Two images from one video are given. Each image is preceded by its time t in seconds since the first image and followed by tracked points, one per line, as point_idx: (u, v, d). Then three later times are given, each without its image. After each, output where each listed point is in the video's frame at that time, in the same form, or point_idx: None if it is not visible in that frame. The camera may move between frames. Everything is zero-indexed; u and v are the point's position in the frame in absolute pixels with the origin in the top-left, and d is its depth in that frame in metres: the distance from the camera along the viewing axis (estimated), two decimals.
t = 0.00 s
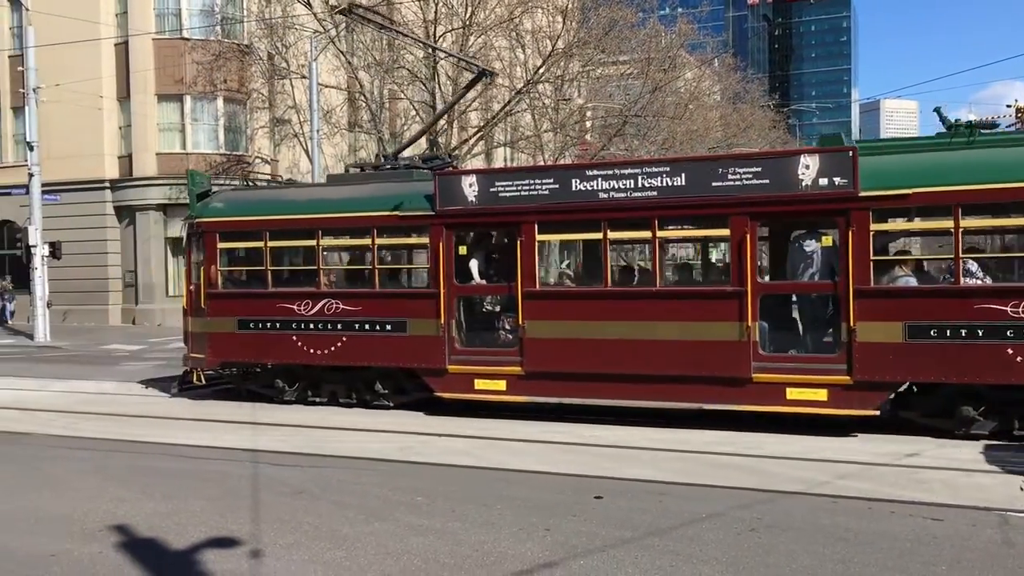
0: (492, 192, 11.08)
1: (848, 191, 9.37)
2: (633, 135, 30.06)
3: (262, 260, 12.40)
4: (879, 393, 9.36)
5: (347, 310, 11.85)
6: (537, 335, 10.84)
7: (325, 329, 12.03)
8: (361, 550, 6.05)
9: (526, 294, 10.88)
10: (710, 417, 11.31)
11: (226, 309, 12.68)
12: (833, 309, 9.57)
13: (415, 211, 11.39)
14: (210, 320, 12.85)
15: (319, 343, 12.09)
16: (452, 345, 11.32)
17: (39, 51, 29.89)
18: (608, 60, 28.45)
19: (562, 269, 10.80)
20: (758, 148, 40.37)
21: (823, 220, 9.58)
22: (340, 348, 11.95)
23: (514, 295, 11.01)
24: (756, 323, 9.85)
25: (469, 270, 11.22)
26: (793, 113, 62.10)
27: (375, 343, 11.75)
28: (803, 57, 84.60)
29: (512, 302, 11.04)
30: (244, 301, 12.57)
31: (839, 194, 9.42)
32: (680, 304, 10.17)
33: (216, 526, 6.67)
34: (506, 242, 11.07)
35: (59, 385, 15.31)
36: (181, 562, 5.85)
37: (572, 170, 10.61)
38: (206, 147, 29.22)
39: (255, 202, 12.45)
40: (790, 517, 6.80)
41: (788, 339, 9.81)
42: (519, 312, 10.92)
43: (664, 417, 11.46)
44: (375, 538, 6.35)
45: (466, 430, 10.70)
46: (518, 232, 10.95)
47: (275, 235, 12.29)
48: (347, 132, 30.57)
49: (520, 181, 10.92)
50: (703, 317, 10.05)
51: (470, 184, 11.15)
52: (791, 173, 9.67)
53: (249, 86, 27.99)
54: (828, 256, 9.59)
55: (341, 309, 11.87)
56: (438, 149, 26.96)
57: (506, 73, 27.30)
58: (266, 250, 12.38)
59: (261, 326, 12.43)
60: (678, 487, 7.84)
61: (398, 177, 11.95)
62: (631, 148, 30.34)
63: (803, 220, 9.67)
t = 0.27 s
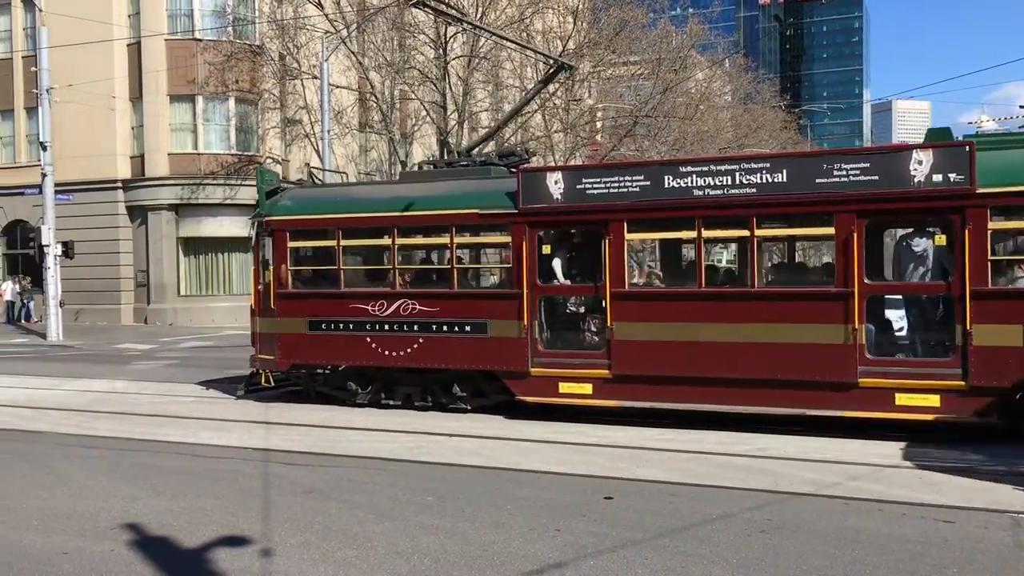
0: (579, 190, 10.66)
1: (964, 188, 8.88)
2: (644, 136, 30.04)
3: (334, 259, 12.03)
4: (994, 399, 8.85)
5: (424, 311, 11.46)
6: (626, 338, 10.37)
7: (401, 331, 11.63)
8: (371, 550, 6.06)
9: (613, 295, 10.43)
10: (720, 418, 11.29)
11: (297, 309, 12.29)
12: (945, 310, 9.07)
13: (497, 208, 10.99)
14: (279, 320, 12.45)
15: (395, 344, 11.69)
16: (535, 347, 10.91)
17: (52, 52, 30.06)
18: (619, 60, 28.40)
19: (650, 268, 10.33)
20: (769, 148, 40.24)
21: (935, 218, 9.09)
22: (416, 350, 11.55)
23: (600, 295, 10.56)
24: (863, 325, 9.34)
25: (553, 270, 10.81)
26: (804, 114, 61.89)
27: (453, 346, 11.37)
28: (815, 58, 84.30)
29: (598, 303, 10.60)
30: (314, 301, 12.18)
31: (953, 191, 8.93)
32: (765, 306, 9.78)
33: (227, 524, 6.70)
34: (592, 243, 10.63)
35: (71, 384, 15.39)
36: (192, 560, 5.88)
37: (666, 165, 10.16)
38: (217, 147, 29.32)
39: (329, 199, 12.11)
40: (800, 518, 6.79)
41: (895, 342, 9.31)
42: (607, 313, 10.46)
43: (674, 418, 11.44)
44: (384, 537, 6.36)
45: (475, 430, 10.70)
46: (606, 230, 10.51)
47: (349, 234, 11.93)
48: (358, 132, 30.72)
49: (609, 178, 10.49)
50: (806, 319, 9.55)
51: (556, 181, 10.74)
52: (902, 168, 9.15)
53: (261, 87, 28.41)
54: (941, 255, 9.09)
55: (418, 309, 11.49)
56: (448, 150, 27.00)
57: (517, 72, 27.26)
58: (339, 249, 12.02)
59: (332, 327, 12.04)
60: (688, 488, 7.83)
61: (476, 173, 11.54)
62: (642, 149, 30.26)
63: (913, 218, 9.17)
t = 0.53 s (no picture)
0: (671, 185, 10.34)
1: None
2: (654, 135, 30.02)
3: (410, 257, 11.74)
4: None
5: (504, 310, 11.17)
6: (721, 338, 10.03)
7: (480, 330, 11.32)
8: (381, 548, 6.07)
9: (706, 294, 10.11)
10: (731, 418, 11.27)
11: (369, 309, 12.00)
12: None
13: (583, 204, 10.69)
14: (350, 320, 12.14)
15: (474, 345, 11.37)
16: (622, 348, 10.58)
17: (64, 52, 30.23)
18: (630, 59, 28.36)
19: (744, 267, 10.04)
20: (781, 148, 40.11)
21: None
22: (495, 350, 11.24)
23: (693, 295, 10.22)
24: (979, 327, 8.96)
25: (642, 269, 10.50)
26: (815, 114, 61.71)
27: (536, 346, 11.06)
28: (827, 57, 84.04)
29: (690, 303, 10.25)
30: (388, 300, 11.88)
31: None
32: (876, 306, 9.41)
33: (238, 522, 6.72)
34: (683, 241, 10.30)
35: (84, 382, 15.48)
36: (203, 557, 5.91)
37: (766, 159, 9.84)
38: (228, 147, 29.42)
39: (405, 195, 11.83)
40: (811, 519, 6.77)
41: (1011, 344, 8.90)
42: (702, 313, 10.13)
43: (684, 418, 11.42)
44: (395, 536, 6.37)
45: (485, 429, 10.71)
46: (700, 228, 10.20)
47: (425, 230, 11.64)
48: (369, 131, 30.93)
49: (703, 174, 10.16)
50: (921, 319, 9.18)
51: (647, 176, 10.43)
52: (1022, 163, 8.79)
53: (271, 86, 28.87)
54: None
55: (498, 309, 11.18)
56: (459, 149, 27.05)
57: (527, 71, 27.24)
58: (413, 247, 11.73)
59: (407, 327, 11.75)
60: (698, 488, 7.82)
61: (556, 169, 11.30)
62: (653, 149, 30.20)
63: None
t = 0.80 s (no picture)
0: (771, 180, 9.85)
1: None
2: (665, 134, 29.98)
3: (489, 255, 11.31)
4: None
5: (589, 310, 10.72)
6: (826, 340, 9.52)
7: (564, 331, 10.86)
8: (392, 547, 6.07)
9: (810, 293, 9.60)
10: (743, 417, 11.23)
11: (445, 308, 11.59)
12: None
13: (675, 198, 10.25)
14: (426, 320, 11.74)
15: (558, 346, 10.91)
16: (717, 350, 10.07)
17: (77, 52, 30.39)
18: (641, 57, 28.33)
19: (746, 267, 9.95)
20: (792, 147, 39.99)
21: None
22: (580, 351, 10.78)
23: (795, 295, 9.72)
24: None
25: (737, 266, 10.00)
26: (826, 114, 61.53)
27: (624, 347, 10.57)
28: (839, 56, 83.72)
29: (789, 302, 9.75)
30: (466, 299, 11.46)
31: None
32: (972, 305, 8.96)
33: (249, 520, 6.74)
34: (783, 239, 9.80)
35: (97, 380, 15.55)
36: (215, 555, 5.92)
37: (875, 153, 9.35)
38: (240, 146, 29.52)
39: (483, 191, 11.38)
40: (823, 519, 6.74)
41: None
42: (806, 313, 9.61)
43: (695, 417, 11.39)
44: (406, 534, 6.38)
45: (496, 428, 10.71)
46: (801, 224, 9.70)
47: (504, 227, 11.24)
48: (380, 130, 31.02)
49: (806, 168, 9.68)
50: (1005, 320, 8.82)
51: (745, 170, 9.95)
52: None
53: (283, 85, 29.21)
54: None
55: (584, 308, 10.74)
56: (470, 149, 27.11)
57: (538, 70, 27.23)
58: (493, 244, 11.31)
59: (485, 327, 11.31)
60: (709, 487, 7.79)
61: (641, 164, 10.90)
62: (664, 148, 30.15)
63: None
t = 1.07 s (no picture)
0: (881, 175, 9.47)
1: None
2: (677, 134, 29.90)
3: (576, 254, 11.05)
4: None
5: (682, 310, 10.42)
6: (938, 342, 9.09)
7: (656, 332, 10.56)
8: (404, 547, 6.08)
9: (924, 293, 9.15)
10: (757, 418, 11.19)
11: (529, 309, 11.34)
12: None
13: (779, 195, 9.94)
14: (508, 320, 11.50)
15: (649, 348, 10.63)
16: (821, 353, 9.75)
17: (92, 54, 30.58)
18: (653, 58, 28.27)
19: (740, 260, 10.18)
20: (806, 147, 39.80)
21: None
22: (675, 354, 10.48)
23: (904, 295, 9.30)
24: None
25: (841, 265, 9.68)
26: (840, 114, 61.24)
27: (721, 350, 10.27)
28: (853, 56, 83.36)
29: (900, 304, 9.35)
30: (552, 299, 11.21)
31: None
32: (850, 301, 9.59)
33: (263, 520, 6.77)
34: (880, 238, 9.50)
35: (112, 381, 15.64)
36: (228, 555, 5.94)
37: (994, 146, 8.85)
38: (254, 147, 29.62)
39: (571, 188, 11.14)
40: (838, 521, 6.71)
41: None
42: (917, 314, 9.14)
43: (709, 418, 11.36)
44: (418, 535, 6.39)
45: (509, 429, 10.70)
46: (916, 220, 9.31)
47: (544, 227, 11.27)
48: (392, 132, 31.11)
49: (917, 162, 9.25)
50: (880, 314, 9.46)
51: (852, 166, 9.60)
52: None
53: (296, 87, 29.40)
54: None
55: (677, 309, 10.44)
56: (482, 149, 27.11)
57: (550, 71, 27.20)
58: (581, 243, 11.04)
59: (572, 328, 11.04)
60: (723, 489, 7.77)
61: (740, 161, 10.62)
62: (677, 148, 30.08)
63: None
